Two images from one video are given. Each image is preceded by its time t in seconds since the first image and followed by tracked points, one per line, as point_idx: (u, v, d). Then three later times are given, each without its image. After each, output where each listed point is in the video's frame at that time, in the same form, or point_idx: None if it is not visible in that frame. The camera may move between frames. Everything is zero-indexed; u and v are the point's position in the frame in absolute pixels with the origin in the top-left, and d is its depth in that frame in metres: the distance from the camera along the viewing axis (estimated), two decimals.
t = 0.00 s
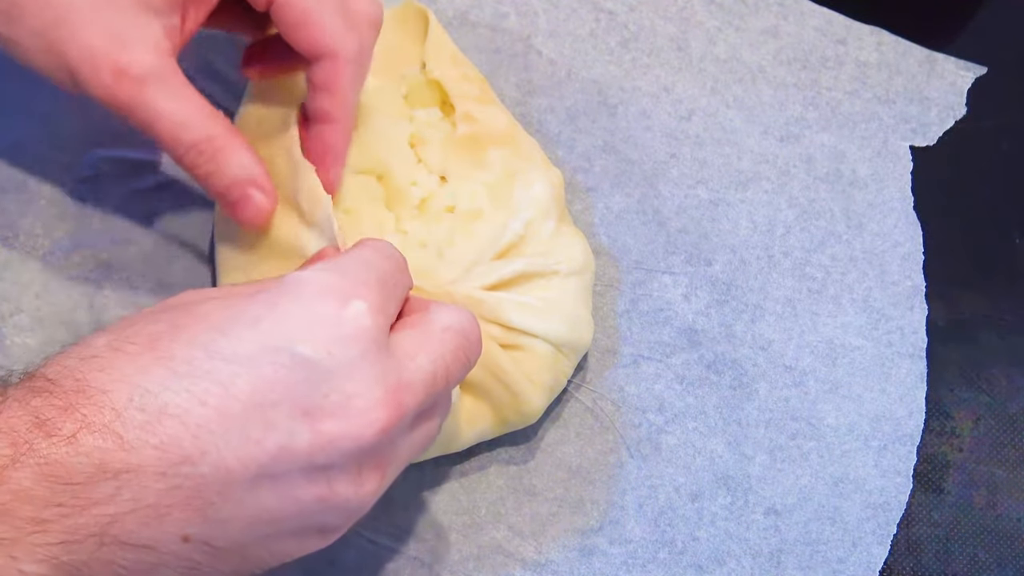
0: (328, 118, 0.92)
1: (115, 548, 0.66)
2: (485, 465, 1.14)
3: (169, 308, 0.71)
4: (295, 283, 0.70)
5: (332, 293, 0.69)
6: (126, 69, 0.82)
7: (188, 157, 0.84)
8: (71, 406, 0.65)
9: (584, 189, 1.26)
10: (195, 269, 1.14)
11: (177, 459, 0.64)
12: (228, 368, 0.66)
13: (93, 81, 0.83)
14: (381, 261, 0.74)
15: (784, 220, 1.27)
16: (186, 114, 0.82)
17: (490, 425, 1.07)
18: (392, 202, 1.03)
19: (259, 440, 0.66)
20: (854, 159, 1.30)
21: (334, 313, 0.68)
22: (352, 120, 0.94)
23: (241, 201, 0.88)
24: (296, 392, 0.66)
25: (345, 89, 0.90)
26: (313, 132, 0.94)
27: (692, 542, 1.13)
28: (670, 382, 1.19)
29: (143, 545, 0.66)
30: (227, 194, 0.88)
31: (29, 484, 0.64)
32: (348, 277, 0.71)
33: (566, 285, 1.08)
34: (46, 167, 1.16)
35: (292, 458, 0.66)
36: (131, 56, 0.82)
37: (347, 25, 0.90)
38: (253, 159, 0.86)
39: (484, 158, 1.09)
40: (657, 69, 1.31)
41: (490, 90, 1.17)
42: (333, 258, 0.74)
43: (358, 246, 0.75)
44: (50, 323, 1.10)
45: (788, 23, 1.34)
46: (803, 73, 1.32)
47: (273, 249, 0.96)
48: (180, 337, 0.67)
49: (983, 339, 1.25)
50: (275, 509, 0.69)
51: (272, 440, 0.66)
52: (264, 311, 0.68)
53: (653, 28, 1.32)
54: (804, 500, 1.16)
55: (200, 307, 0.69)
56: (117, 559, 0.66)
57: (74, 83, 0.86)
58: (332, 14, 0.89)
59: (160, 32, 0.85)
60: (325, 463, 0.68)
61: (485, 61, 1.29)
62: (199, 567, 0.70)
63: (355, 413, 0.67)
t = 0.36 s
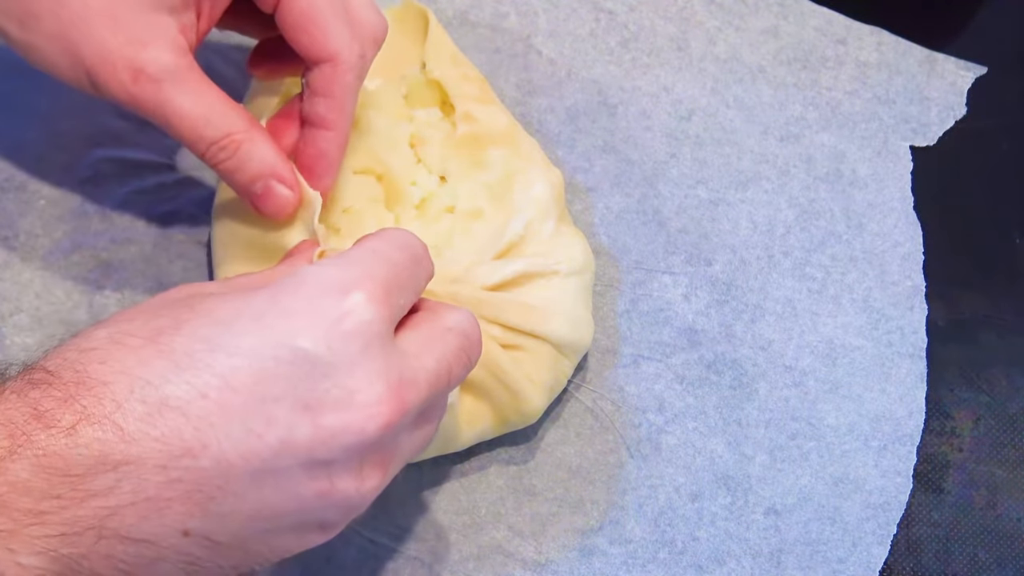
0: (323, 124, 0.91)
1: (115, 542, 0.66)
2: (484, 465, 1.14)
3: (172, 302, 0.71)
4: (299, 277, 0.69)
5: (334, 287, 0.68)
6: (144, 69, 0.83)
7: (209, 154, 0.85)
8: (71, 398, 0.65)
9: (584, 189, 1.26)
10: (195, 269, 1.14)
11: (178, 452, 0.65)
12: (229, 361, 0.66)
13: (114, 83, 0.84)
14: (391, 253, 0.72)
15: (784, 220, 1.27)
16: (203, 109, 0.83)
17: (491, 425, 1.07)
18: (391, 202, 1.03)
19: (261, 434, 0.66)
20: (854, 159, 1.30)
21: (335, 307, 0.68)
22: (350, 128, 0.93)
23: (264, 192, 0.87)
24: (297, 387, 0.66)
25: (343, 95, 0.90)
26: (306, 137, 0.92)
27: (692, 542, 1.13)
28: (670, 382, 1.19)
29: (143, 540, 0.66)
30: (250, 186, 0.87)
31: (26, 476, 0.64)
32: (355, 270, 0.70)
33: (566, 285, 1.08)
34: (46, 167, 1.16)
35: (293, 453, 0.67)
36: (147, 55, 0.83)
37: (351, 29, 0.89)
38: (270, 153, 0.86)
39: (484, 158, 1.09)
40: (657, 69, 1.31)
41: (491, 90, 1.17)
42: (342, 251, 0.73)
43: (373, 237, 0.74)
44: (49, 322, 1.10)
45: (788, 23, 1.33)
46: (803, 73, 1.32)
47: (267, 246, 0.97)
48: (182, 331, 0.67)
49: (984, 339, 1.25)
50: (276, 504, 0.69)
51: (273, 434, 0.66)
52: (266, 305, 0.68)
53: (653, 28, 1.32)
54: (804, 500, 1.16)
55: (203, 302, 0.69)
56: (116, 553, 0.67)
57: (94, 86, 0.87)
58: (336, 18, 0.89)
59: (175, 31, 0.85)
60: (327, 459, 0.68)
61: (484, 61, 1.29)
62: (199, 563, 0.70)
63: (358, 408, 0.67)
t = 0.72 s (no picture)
0: (337, 136, 0.90)
1: (126, 526, 0.67)
2: (485, 466, 1.13)
3: (183, 292, 0.71)
4: (312, 267, 0.70)
5: (345, 277, 0.68)
6: (157, 82, 0.81)
7: (221, 169, 0.83)
8: (82, 382, 0.66)
9: (584, 189, 1.26)
10: (194, 269, 1.14)
11: (187, 438, 0.65)
12: (240, 347, 0.66)
13: (127, 94, 0.83)
14: (404, 249, 0.72)
15: (784, 220, 1.27)
16: (216, 123, 0.81)
17: (491, 425, 1.07)
18: (391, 201, 1.02)
19: (270, 420, 0.66)
20: (854, 159, 1.30)
21: (347, 296, 0.68)
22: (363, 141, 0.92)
23: (273, 209, 0.85)
24: (308, 373, 0.66)
25: (357, 108, 0.89)
26: (321, 149, 0.91)
27: (692, 542, 1.13)
28: (670, 382, 1.19)
29: (153, 524, 0.67)
30: (260, 203, 0.86)
31: (37, 462, 0.66)
32: (368, 261, 0.70)
33: (568, 285, 1.08)
34: (46, 167, 1.16)
35: (303, 439, 0.66)
36: (160, 67, 0.82)
37: (365, 43, 0.89)
38: (281, 168, 0.84)
39: (484, 158, 1.09)
40: (657, 69, 1.31)
41: (491, 90, 1.17)
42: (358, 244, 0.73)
43: (385, 232, 0.73)
44: (48, 322, 1.10)
45: (788, 23, 1.34)
46: (803, 73, 1.32)
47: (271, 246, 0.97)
48: (194, 317, 0.68)
49: (984, 339, 1.25)
50: (285, 492, 0.68)
51: (283, 421, 0.66)
52: (278, 293, 0.68)
53: (653, 28, 1.32)
54: (804, 500, 1.16)
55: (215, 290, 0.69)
56: (126, 537, 0.67)
57: (106, 96, 0.86)
58: (350, 31, 0.88)
59: (190, 45, 0.84)
60: (336, 446, 0.67)
61: (485, 61, 1.29)
62: (211, 550, 0.70)
63: (368, 396, 0.66)
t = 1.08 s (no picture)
0: (342, 134, 0.90)
1: (121, 515, 0.67)
2: (485, 466, 1.13)
3: (187, 281, 0.72)
4: (317, 261, 0.71)
5: (350, 271, 0.69)
6: (163, 82, 0.83)
7: (228, 167, 0.85)
8: (81, 370, 0.67)
9: (584, 189, 1.26)
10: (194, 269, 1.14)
11: (191, 426, 0.66)
12: (247, 338, 0.67)
13: (132, 94, 0.84)
14: (409, 248, 0.73)
15: (784, 220, 1.27)
16: (222, 122, 0.83)
17: (491, 427, 1.07)
18: (392, 201, 1.02)
19: (275, 410, 0.66)
20: (854, 159, 1.30)
21: (353, 291, 0.68)
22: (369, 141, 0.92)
23: (282, 206, 0.88)
24: (311, 366, 0.67)
25: (363, 106, 0.89)
26: (325, 146, 0.91)
27: (692, 542, 1.13)
28: (670, 382, 1.19)
29: (149, 514, 0.67)
30: (268, 199, 0.88)
31: (33, 448, 0.66)
32: (374, 257, 0.71)
33: (569, 286, 1.08)
34: (46, 167, 1.16)
35: (304, 430, 0.67)
36: (166, 67, 0.83)
37: (373, 41, 0.89)
38: (288, 165, 0.86)
39: (484, 158, 1.08)
40: (657, 69, 1.31)
41: (491, 91, 1.17)
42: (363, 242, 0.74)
43: (390, 232, 0.74)
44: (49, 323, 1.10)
45: (788, 23, 1.34)
46: (803, 73, 1.32)
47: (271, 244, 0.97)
48: (199, 308, 0.68)
49: (984, 339, 1.25)
50: (284, 484, 0.68)
51: (286, 411, 0.66)
52: (284, 287, 0.69)
53: (653, 28, 1.32)
54: (804, 500, 1.16)
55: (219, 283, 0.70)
56: (121, 527, 0.68)
57: (112, 97, 0.87)
58: (358, 30, 0.88)
59: (195, 45, 0.85)
60: (336, 438, 0.68)
61: (485, 61, 1.29)
62: (205, 542, 0.70)
63: (372, 389, 0.67)
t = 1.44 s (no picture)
0: (339, 109, 0.92)
1: (104, 522, 0.68)
2: (486, 466, 1.13)
3: (180, 291, 0.73)
4: (310, 275, 0.72)
5: (342, 287, 0.70)
6: (154, 59, 0.86)
7: (215, 144, 0.88)
8: (69, 377, 0.68)
9: (584, 189, 1.26)
10: (194, 269, 1.14)
11: (174, 435, 0.66)
12: (231, 350, 0.68)
13: (122, 69, 0.87)
14: (414, 265, 0.73)
15: (784, 220, 1.27)
16: (212, 100, 0.87)
17: (492, 429, 1.07)
18: (392, 203, 1.03)
19: (254, 423, 0.67)
20: (854, 159, 1.30)
21: (342, 306, 0.69)
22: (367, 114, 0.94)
23: (267, 184, 0.91)
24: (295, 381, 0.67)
25: (359, 80, 0.91)
26: (323, 122, 0.93)
27: (692, 542, 1.13)
28: (670, 382, 1.19)
29: (131, 522, 0.68)
30: (253, 176, 0.91)
31: (20, 452, 0.67)
32: (368, 272, 0.71)
33: (568, 286, 1.08)
34: (46, 167, 1.16)
35: (283, 445, 0.67)
36: (157, 45, 0.86)
37: (366, 17, 0.91)
38: (273, 144, 0.89)
39: (483, 159, 1.09)
40: (657, 69, 1.31)
41: (491, 90, 1.17)
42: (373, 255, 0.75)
43: (406, 246, 0.75)
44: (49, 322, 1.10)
45: (788, 23, 1.34)
46: (803, 73, 1.32)
47: (267, 245, 0.98)
48: (188, 319, 0.70)
49: (984, 338, 1.25)
50: (264, 497, 0.69)
51: (267, 423, 0.67)
52: (275, 300, 0.70)
53: (653, 28, 1.32)
54: (804, 500, 1.16)
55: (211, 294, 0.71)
56: (105, 533, 0.68)
57: (103, 71, 0.89)
58: (351, 6, 0.90)
59: (186, 24, 0.88)
60: (316, 453, 0.68)
61: (485, 61, 1.29)
62: (187, 554, 0.71)
63: (354, 407, 0.67)
